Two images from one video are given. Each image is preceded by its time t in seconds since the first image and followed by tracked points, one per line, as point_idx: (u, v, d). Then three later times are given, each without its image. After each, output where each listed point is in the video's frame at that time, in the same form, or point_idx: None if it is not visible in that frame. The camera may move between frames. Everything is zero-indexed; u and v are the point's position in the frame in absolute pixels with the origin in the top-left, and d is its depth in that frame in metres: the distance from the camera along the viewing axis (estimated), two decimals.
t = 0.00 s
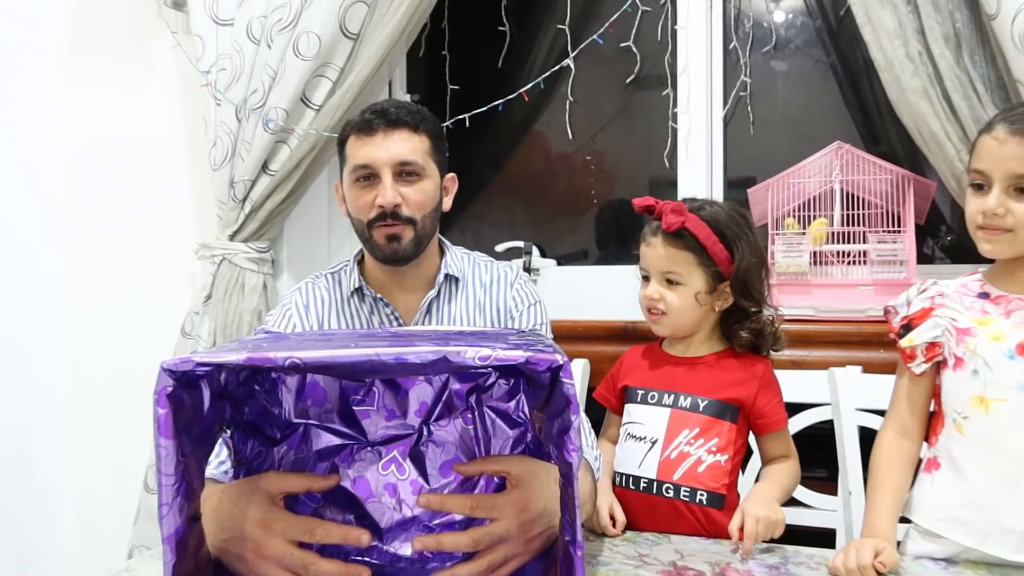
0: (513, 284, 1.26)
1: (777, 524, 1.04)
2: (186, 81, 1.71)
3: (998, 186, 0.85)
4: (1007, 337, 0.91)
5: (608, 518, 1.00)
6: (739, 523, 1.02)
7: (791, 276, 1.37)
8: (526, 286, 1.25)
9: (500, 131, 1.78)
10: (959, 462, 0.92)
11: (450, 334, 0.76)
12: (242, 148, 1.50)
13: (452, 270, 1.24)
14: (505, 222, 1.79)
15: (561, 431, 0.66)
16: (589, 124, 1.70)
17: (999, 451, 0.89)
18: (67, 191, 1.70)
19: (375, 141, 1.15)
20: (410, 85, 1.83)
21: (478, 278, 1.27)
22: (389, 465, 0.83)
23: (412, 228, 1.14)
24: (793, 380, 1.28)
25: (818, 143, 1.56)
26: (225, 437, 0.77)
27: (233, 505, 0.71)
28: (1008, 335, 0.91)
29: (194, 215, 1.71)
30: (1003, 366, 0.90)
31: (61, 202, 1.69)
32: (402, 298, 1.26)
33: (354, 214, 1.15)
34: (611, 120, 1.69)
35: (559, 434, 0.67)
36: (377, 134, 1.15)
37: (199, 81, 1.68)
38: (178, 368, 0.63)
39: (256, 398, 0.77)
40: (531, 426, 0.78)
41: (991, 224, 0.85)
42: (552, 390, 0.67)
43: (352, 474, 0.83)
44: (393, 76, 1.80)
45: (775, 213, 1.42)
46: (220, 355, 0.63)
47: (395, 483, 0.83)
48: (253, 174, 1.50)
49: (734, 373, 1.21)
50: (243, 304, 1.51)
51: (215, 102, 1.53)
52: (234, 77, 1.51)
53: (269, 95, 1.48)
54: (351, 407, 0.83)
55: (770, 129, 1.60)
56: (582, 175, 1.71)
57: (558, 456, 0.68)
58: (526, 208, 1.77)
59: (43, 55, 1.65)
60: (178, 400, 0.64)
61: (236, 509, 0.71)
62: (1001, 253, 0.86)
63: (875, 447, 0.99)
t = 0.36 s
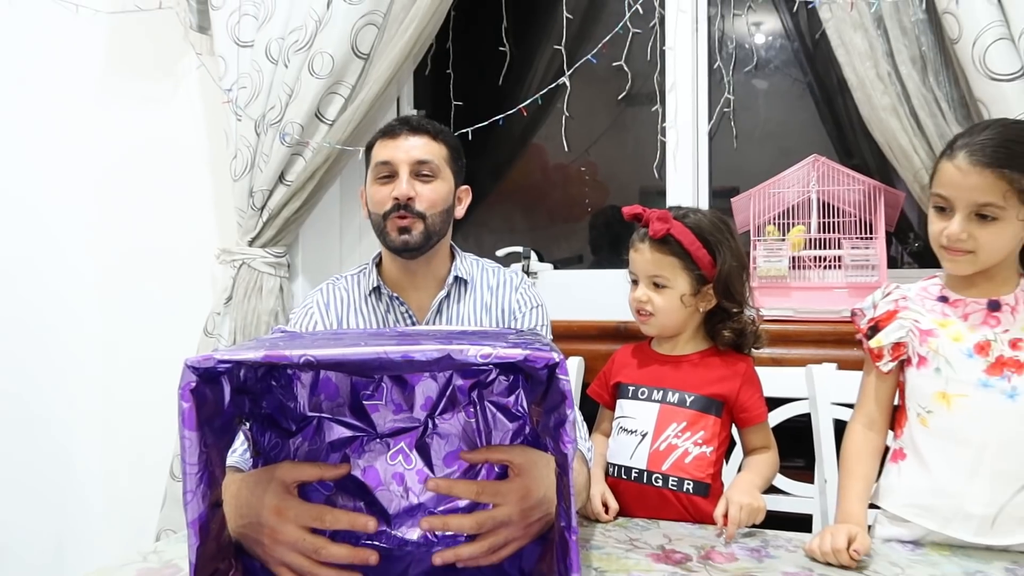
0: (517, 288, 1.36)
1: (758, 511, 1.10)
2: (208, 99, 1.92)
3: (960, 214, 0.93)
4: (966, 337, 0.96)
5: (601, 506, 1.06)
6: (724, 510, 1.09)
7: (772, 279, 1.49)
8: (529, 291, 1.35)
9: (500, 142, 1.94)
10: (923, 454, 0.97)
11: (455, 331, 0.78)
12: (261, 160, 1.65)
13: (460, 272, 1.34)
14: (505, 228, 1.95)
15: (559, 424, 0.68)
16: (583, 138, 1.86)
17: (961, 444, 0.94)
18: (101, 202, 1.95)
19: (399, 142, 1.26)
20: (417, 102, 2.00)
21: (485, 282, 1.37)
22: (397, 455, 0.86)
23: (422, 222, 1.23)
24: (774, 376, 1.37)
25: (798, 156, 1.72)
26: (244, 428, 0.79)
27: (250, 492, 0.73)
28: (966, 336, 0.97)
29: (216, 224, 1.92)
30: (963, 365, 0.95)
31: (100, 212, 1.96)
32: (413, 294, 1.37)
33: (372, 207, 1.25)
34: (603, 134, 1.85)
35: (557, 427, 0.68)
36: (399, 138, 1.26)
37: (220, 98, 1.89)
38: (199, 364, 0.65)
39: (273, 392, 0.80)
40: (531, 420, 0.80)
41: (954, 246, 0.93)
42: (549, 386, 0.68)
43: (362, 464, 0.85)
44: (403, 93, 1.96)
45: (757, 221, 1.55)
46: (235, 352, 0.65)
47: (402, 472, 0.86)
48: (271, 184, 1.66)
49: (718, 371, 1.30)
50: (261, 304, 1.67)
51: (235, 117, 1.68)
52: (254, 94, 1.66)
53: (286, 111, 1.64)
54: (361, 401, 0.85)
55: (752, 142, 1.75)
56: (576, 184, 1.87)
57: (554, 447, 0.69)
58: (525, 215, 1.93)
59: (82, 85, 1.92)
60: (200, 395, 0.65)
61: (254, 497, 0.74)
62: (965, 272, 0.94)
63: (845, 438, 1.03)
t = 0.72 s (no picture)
0: (519, 288, 1.39)
1: (725, 511, 1.09)
2: (213, 103, 1.95)
3: (974, 191, 0.94)
4: (956, 341, 0.99)
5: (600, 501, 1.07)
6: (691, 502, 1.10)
7: (767, 280, 1.52)
8: (531, 291, 1.37)
9: (500, 146, 1.97)
10: (915, 457, 0.99)
11: (456, 331, 0.80)
12: (265, 164, 1.69)
13: (464, 271, 1.38)
14: (505, 230, 1.98)
15: (558, 422, 0.70)
16: (581, 141, 1.90)
17: (951, 447, 0.96)
18: (108, 205, 1.99)
19: (412, 141, 1.29)
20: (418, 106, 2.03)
21: (487, 282, 1.40)
22: (399, 453, 0.89)
23: (432, 216, 1.26)
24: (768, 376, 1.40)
25: (792, 159, 1.75)
26: (250, 427, 0.82)
27: (255, 489, 0.76)
28: (957, 340, 0.99)
29: (221, 224, 1.94)
30: (953, 369, 0.97)
31: (107, 213, 1.99)
32: (417, 292, 1.39)
33: (381, 202, 1.27)
34: (602, 138, 1.88)
35: (556, 426, 0.70)
36: (411, 137, 1.30)
37: (226, 103, 1.93)
38: (206, 364, 0.67)
39: (277, 391, 0.82)
40: (529, 418, 0.82)
41: (973, 226, 0.92)
42: (548, 384, 0.70)
43: (364, 461, 0.88)
44: (404, 97, 1.98)
45: (752, 223, 1.59)
46: (242, 352, 0.67)
47: (404, 469, 0.88)
48: (276, 188, 1.69)
49: (710, 370, 1.34)
50: (266, 305, 1.71)
51: (241, 121, 1.72)
52: (259, 98, 1.70)
53: (290, 115, 1.67)
54: (363, 399, 0.87)
55: (747, 146, 1.79)
56: (574, 187, 1.90)
57: (554, 444, 0.72)
58: (525, 217, 1.95)
59: (91, 90, 1.96)
60: (206, 393, 0.68)
61: (259, 494, 0.76)
62: (984, 253, 0.93)
63: (837, 437, 1.06)
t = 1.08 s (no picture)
0: (520, 288, 1.39)
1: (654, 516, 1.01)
2: (213, 103, 1.94)
3: (964, 195, 0.94)
4: (954, 339, 0.99)
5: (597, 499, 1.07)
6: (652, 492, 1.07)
7: (766, 280, 1.52)
8: (532, 291, 1.37)
9: (501, 146, 1.97)
10: (914, 456, 0.99)
11: (456, 331, 0.80)
12: (265, 163, 1.69)
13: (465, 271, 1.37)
14: (505, 230, 1.98)
15: (558, 422, 0.70)
16: (581, 141, 1.90)
17: (950, 446, 0.96)
18: (108, 205, 2.00)
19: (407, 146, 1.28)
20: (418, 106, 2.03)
21: (488, 282, 1.40)
22: (398, 453, 0.88)
23: (438, 221, 1.26)
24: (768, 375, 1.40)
25: (791, 159, 1.75)
26: (250, 427, 0.82)
27: (255, 488, 0.76)
28: (954, 337, 0.99)
29: (220, 223, 1.94)
30: (951, 367, 0.97)
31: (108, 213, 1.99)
32: (421, 293, 1.39)
33: (385, 210, 1.27)
34: (602, 138, 1.88)
35: (556, 426, 0.70)
36: (408, 140, 1.29)
37: (225, 102, 1.92)
38: (206, 364, 0.67)
39: (276, 391, 0.82)
40: (529, 417, 0.82)
41: (962, 230, 0.93)
42: (548, 384, 0.70)
43: (364, 461, 0.88)
44: (403, 98, 1.98)
45: (752, 223, 1.59)
46: (241, 352, 0.67)
47: (404, 469, 0.88)
48: (275, 188, 1.69)
49: (703, 370, 1.32)
50: (267, 304, 1.71)
51: (240, 121, 1.72)
52: (258, 98, 1.69)
53: (290, 115, 1.67)
54: (363, 399, 0.87)
55: (747, 146, 1.79)
56: (574, 187, 1.90)
57: (554, 444, 0.72)
58: (525, 217, 1.95)
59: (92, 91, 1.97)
60: (206, 393, 0.67)
61: (258, 494, 0.76)
62: (975, 255, 0.94)
63: (837, 438, 1.06)
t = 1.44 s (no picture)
0: (518, 285, 1.39)
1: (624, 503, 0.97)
2: (214, 103, 1.94)
3: (936, 201, 0.97)
4: (953, 338, 0.99)
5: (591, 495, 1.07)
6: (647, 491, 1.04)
7: (767, 280, 1.52)
8: (529, 287, 1.38)
9: (502, 146, 1.97)
10: (915, 455, 0.99)
11: (456, 330, 0.80)
12: (266, 163, 1.69)
13: (461, 270, 1.38)
14: (505, 230, 1.98)
15: (559, 422, 0.70)
16: (582, 141, 1.90)
17: (951, 445, 0.96)
18: (108, 206, 2.00)
19: (373, 165, 1.26)
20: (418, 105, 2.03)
21: (486, 279, 1.40)
22: (399, 453, 0.88)
23: (411, 242, 1.27)
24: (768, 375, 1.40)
25: (791, 159, 1.76)
26: (250, 426, 0.82)
27: (254, 486, 0.75)
28: (954, 336, 0.99)
29: (221, 223, 1.94)
30: (951, 365, 0.97)
31: (108, 213, 2.00)
32: (415, 300, 1.40)
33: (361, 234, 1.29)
34: (602, 138, 1.88)
35: (557, 425, 0.70)
36: (373, 159, 1.26)
37: (226, 102, 1.92)
38: (207, 364, 0.67)
39: (277, 391, 0.82)
40: (530, 417, 0.82)
41: (932, 234, 0.96)
42: (548, 384, 0.70)
43: (364, 461, 0.88)
44: (404, 97, 1.98)
45: (752, 223, 1.59)
46: (242, 352, 0.67)
47: (404, 469, 0.88)
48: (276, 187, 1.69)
49: (698, 369, 1.31)
50: (268, 305, 1.71)
51: (241, 121, 1.72)
52: (259, 98, 1.69)
53: (291, 115, 1.67)
54: (364, 399, 0.87)
55: (747, 146, 1.79)
56: (575, 186, 1.90)
57: (554, 444, 0.72)
58: (525, 216, 1.96)
59: (92, 92, 1.96)
60: (207, 393, 0.68)
61: (256, 492, 0.75)
62: (945, 260, 0.97)
63: (839, 438, 1.05)
